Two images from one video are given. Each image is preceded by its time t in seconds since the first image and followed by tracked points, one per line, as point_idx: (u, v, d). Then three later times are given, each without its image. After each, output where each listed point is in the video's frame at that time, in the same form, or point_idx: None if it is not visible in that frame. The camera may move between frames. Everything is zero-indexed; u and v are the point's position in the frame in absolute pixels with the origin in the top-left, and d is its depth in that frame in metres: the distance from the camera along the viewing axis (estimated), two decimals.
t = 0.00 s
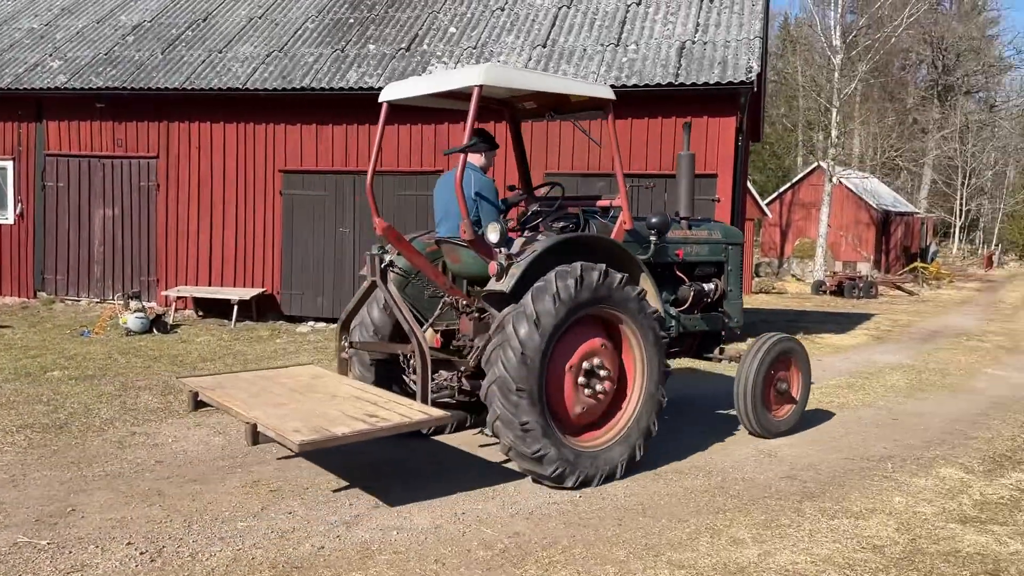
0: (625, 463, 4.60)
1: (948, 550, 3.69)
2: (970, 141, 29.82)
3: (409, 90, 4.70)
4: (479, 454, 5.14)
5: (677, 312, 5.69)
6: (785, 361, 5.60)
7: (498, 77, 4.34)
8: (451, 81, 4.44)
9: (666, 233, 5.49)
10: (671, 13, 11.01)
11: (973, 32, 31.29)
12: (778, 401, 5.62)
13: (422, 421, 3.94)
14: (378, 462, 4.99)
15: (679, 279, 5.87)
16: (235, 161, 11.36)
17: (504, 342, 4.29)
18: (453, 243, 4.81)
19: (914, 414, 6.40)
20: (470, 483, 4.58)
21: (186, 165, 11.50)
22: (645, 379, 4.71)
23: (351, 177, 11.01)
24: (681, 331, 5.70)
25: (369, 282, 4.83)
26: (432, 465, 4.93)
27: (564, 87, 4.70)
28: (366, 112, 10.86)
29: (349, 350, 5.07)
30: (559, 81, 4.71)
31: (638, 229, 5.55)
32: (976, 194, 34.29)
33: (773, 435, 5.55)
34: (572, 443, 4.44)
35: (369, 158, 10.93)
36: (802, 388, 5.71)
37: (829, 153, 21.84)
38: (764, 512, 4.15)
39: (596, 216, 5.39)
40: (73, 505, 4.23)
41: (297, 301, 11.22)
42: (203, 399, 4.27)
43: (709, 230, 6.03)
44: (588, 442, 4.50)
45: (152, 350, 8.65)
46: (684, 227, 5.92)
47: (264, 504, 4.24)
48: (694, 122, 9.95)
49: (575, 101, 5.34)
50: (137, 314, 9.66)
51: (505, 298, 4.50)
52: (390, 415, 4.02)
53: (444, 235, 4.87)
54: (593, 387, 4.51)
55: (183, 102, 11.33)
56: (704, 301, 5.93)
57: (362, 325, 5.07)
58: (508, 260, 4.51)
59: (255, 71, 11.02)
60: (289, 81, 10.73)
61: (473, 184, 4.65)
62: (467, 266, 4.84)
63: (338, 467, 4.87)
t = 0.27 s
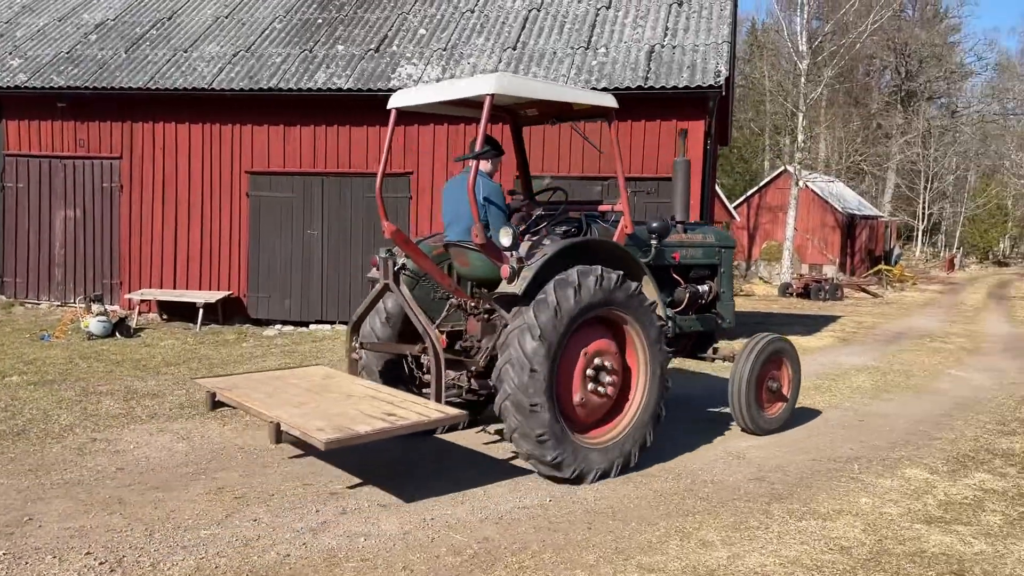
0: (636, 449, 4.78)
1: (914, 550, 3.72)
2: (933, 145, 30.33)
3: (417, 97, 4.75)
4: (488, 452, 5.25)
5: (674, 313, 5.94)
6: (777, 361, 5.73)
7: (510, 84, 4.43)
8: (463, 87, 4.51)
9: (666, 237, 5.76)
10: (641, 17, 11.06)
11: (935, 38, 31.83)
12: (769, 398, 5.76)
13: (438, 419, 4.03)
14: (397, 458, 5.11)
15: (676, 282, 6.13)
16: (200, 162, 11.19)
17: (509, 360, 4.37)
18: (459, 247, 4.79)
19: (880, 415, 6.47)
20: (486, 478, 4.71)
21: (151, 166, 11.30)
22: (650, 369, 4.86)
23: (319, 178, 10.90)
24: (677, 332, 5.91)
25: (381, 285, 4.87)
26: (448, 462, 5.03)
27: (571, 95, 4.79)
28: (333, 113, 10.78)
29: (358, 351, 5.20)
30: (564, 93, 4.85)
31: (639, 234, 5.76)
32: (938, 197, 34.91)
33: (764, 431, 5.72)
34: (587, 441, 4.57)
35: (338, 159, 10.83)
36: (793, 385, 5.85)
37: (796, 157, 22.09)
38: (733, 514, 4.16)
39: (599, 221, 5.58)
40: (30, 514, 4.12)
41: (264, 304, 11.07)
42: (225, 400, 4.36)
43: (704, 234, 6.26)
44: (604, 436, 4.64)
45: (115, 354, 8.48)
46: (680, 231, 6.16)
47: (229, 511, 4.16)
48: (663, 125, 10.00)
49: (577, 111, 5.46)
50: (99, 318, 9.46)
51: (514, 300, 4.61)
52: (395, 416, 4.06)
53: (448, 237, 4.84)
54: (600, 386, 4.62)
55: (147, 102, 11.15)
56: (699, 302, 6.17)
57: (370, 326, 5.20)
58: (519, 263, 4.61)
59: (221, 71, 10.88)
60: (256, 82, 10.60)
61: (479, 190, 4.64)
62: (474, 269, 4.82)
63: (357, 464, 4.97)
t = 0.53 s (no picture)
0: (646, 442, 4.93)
1: (883, 551, 3.75)
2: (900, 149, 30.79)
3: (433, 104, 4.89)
4: (497, 450, 5.35)
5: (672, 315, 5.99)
6: (769, 360, 5.91)
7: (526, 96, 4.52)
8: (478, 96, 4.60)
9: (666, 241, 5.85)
10: (613, 20, 11.10)
11: (902, 44, 32.32)
12: (762, 397, 5.94)
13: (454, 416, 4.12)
14: (409, 455, 5.19)
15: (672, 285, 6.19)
16: (168, 162, 11.03)
17: (520, 374, 4.47)
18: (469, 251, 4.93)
19: (849, 417, 6.53)
20: (499, 474, 4.83)
21: (118, 168, 11.12)
22: (656, 366, 4.98)
23: (290, 180, 10.79)
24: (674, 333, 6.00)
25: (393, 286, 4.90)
26: (459, 459, 5.13)
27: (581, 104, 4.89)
28: (304, 114, 10.69)
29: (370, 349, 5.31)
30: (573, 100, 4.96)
31: (640, 238, 5.88)
32: (904, 201, 35.45)
33: (758, 429, 5.90)
34: (600, 439, 4.73)
35: (309, 161, 10.74)
36: (784, 384, 6.04)
37: (766, 160, 22.31)
38: (705, 516, 4.17)
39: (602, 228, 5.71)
40: None
41: (233, 307, 10.94)
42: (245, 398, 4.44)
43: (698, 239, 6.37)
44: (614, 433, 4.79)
45: (80, 358, 8.33)
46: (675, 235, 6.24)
47: (196, 518, 4.09)
48: (636, 128, 10.03)
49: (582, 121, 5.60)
50: (64, 321, 9.29)
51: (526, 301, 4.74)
52: (397, 416, 4.10)
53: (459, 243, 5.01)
54: (609, 387, 4.75)
55: (113, 102, 10.97)
56: (694, 305, 6.22)
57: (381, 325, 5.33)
58: (531, 267, 4.76)
59: (190, 71, 10.74)
60: (225, 82, 10.48)
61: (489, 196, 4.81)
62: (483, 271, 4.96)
63: (369, 461, 5.05)
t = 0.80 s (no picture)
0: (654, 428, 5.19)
1: (854, 552, 3.78)
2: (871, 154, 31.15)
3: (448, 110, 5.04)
4: (505, 446, 5.49)
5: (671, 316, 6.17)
6: (762, 360, 6.12)
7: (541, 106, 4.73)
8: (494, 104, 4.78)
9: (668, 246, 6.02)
10: (588, 23, 11.14)
11: (873, 49, 32.70)
12: (757, 396, 6.14)
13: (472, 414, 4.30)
14: (421, 452, 5.33)
15: (671, 287, 6.36)
16: (139, 164, 10.88)
17: (532, 389, 4.63)
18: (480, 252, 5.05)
19: (822, 419, 6.58)
20: (511, 469, 4.98)
21: (87, 169, 10.95)
22: (657, 355, 5.21)
23: (262, 181, 10.69)
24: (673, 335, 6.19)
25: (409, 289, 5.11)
26: (470, 456, 5.27)
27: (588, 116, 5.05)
28: (277, 115, 10.60)
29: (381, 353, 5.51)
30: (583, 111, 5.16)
31: (642, 243, 6.04)
32: (875, 204, 35.89)
33: (755, 427, 6.08)
34: (611, 434, 4.96)
35: (282, 163, 10.65)
36: (776, 382, 6.26)
37: (739, 164, 22.49)
38: (678, 518, 4.18)
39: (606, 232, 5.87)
40: None
41: (206, 310, 10.82)
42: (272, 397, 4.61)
43: (695, 243, 6.56)
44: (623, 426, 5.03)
45: (47, 362, 8.18)
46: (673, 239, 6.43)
47: (165, 524, 4.02)
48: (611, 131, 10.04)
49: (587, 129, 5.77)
50: (31, 325, 9.13)
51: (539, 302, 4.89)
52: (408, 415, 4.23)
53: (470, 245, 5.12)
54: (616, 387, 4.95)
55: (82, 102, 10.82)
56: (691, 306, 6.41)
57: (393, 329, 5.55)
58: (543, 269, 4.90)
59: (161, 72, 10.62)
60: (197, 83, 10.37)
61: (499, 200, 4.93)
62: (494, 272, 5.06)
63: (382, 457, 5.18)
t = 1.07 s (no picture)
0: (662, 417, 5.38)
1: (829, 552, 3.81)
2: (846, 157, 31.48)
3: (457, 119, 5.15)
4: (514, 443, 5.66)
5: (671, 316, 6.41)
6: (757, 359, 6.35)
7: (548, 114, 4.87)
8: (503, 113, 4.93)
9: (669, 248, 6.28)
10: (566, 26, 11.16)
11: (848, 54, 33.05)
12: (753, 394, 6.36)
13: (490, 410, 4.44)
14: (432, 448, 5.48)
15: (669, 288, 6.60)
16: (113, 164, 10.75)
17: (544, 398, 4.76)
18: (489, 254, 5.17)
19: (797, 420, 6.63)
20: (523, 464, 5.16)
21: (59, 170, 10.81)
22: (659, 347, 5.38)
23: (238, 183, 10.61)
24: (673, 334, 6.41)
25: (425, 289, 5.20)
26: (480, 452, 5.43)
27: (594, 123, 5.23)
28: (252, 116, 10.52)
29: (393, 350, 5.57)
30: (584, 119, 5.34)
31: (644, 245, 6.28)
32: (850, 207, 36.27)
33: (751, 424, 6.30)
34: (621, 428, 5.14)
35: (258, 164, 10.57)
36: (771, 381, 6.49)
37: (716, 167, 22.62)
38: (655, 520, 4.20)
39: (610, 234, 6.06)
40: None
41: (180, 313, 10.70)
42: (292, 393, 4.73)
43: (691, 246, 6.82)
44: (633, 419, 5.21)
45: (18, 366, 8.06)
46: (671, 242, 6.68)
47: (137, 529, 3.97)
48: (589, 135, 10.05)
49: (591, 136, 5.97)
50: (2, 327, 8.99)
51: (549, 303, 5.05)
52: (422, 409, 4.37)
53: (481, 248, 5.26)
54: (624, 385, 5.11)
55: (54, 102, 10.68)
56: (689, 306, 6.66)
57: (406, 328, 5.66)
58: (553, 271, 5.03)
59: (135, 72, 10.51)
60: (172, 83, 10.28)
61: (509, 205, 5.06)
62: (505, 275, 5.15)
63: (394, 454, 5.31)
